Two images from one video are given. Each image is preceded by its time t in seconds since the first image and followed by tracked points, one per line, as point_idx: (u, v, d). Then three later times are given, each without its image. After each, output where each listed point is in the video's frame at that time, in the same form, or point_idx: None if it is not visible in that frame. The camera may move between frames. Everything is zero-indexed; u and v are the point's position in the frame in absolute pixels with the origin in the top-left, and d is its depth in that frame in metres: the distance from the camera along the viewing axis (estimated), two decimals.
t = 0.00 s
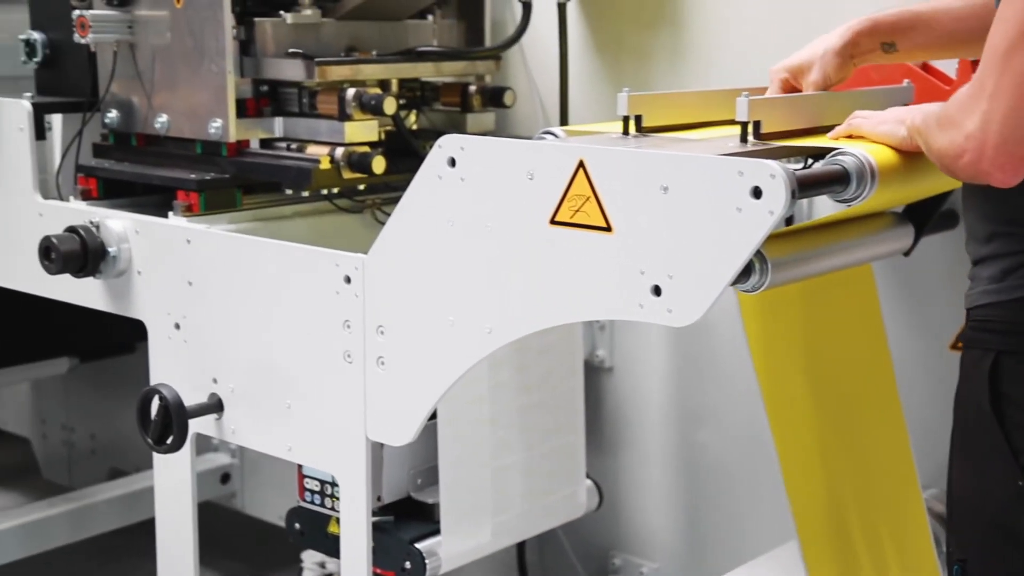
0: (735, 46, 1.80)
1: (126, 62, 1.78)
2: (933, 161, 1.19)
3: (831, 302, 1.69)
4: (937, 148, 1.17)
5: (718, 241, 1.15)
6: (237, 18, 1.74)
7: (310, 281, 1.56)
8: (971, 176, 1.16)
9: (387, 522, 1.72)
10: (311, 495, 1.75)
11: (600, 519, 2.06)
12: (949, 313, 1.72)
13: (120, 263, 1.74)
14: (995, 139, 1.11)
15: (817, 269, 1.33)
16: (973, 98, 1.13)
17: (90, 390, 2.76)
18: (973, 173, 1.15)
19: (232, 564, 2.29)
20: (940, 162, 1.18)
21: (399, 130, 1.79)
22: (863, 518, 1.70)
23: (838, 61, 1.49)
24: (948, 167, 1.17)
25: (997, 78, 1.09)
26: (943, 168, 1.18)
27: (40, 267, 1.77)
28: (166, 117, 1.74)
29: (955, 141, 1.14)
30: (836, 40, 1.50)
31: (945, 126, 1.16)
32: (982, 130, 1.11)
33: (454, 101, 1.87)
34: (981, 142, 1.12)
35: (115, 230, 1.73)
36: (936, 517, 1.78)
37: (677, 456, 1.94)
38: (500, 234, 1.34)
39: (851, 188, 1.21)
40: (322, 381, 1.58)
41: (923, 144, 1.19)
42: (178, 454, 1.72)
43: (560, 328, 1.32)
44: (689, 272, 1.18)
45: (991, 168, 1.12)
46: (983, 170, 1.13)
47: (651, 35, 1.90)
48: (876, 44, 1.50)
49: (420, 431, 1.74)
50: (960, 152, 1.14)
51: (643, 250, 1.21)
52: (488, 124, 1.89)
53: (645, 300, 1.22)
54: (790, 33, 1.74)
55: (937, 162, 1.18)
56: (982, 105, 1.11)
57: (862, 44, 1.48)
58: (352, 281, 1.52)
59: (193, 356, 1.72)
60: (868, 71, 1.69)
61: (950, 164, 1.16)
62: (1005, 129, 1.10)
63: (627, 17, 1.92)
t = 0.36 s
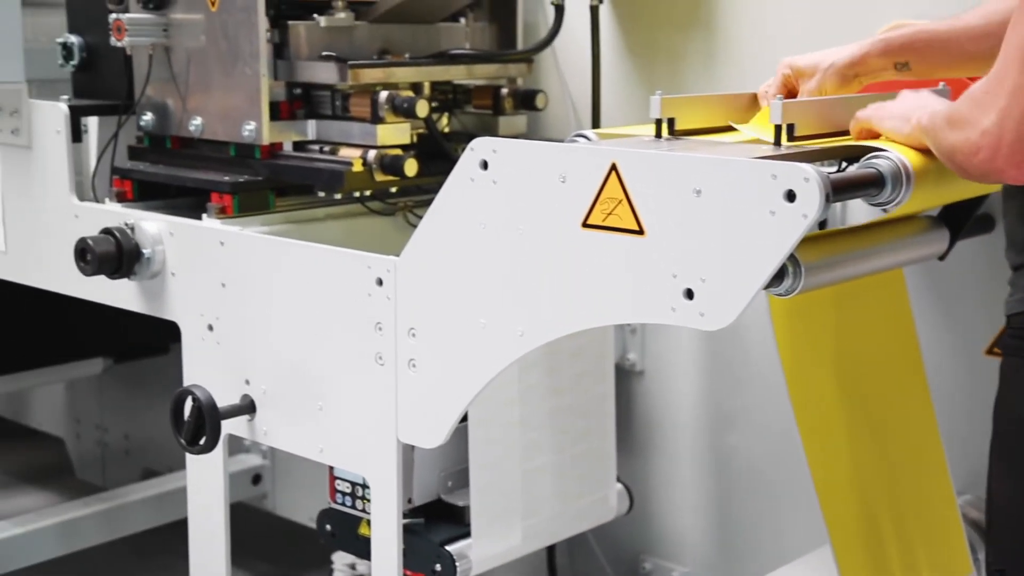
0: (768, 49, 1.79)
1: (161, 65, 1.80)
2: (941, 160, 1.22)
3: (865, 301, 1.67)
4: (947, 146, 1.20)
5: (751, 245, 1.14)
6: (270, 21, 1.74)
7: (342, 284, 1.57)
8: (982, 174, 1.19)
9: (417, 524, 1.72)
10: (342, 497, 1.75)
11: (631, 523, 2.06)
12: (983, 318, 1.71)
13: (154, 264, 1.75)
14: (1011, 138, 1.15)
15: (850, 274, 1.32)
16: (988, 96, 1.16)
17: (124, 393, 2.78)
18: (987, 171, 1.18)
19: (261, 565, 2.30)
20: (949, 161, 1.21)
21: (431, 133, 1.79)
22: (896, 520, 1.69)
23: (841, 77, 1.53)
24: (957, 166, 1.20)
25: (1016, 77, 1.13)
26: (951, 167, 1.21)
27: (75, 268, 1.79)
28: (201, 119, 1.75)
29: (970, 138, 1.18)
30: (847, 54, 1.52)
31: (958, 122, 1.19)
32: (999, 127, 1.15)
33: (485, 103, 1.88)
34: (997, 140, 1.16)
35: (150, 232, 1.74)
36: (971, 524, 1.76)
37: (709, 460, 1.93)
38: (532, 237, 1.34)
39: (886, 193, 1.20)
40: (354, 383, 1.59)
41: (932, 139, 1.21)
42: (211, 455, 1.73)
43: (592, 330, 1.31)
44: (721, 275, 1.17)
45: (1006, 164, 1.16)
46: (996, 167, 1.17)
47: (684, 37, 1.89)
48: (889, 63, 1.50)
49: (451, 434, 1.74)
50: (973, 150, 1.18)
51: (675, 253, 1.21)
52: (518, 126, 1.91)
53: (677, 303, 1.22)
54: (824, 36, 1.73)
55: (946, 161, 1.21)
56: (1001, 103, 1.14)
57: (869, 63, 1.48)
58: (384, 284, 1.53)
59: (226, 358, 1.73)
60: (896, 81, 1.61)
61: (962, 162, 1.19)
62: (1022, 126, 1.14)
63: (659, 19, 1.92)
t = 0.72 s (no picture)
0: (792, 57, 1.79)
1: (186, 73, 1.81)
2: (947, 162, 1.20)
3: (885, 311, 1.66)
4: (951, 149, 1.18)
5: (775, 254, 1.14)
6: (294, 29, 1.75)
7: (365, 290, 1.57)
8: (988, 177, 1.17)
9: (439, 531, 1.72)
10: (364, 504, 1.75)
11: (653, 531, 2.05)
12: (1008, 327, 1.70)
13: (178, 271, 1.76)
14: (1019, 139, 1.13)
15: (875, 281, 1.32)
16: (997, 99, 1.15)
17: (148, 399, 2.80)
18: (993, 174, 1.16)
19: (283, 570, 2.31)
20: (954, 165, 1.19)
21: (454, 140, 1.79)
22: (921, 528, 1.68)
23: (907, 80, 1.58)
24: (962, 170, 1.18)
25: None
26: (955, 170, 1.19)
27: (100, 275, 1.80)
28: (225, 127, 1.76)
29: (977, 140, 1.16)
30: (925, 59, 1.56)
31: (964, 125, 1.17)
32: (1007, 129, 1.13)
33: (508, 111, 1.88)
34: (1005, 141, 1.14)
35: (174, 238, 1.75)
36: (996, 535, 1.75)
37: (731, 468, 1.92)
38: (554, 245, 1.34)
39: (910, 201, 1.19)
40: (376, 390, 1.59)
41: (940, 145, 1.19)
42: (234, 461, 1.74)
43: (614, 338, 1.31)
44: (745, 284, 1.17)
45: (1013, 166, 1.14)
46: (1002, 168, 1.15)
47: (706, 45, 1.89)
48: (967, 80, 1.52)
49: (473, 441, 1.74)
50: (979, 153, 1.16)
51: (699, 261, 1.21)
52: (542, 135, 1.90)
53: (700, 311, 1.22)
54: (849, 44, 1.72)
55: (950, 164, 1.19)
56: (1009, 104, 1.13)
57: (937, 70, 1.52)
58: (406, 291, 1.53)
59: (250, 364, 1.74)
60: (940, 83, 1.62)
61: (967, 165, 1.17)
62: None
63: (681, 27, 1.92)
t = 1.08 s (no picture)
0: (820, 64, 1.78)
1: (213, 79, 1.82)
2: (931, 134, 1.25)
3: (910, 319, 1.67)
4: (939, 124, 1.23)
5: (802, 261, 1.13)
6: (320, 36, 1.76)
7: (390, 297, 1.58)
8: (971, 156, 1.23)
9: (462, 538, 1.72)
10: (388, 510, 1.76)
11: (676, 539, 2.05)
12: None
13: (204, 277, 1.76)
14: (1006, 128, 1.18)
15: (901, 289, 1.31)
16: (988, 85, 1.19)
17: (173, 404, 2.81)
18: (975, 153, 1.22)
19: None
20: (940, 138, 1.24)
21: (478, 147, 1.80)
22: (939, 536, 1.71)
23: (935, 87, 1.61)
24: (947, 143, 1.24)
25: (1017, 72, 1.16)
26: (940, 143, 1.25)
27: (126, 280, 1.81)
28: (251, 134, 1.77)
29: (964, 122, 1.21)
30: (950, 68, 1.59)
31: (953, 102, 1.22)
32: (996, 117, 1.18)
33: (533, 118, 1.89)
34: (992, 127, 1.19)
35: (200, 244, 1.75)
36: None
37: (756, 476, 1.92)
38: (579, 252, 1.34)
39: (938, 209, 1.20)
40: (400, 396, 1.59)
41: (927, 119, 1.24)
42: (258, 466, 1.74)
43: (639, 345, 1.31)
44: (771, 292, 1.16)
45: (997, 153, 1.20)
46: (987, 153, 1.20)
47: (732, 53, 1.89)
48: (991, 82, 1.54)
49: (497, 448, 1.74)
50: (966, 134, 1.21)
51: (724, 269, 1.20)
52: (567, 141, 1.90)
53: (725, 319, 1.21)
54: (877, 50, 1.72)
55: (936, 136, 1.24)
56: (999, 95, 1.17)
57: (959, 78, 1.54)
58: (431, 297, 1.53)
59: (274, 369, 1.74)
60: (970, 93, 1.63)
61: (953, 142, 1.23)
62: (1017, 117, 1.17)
63: (707, 33, 1.92)
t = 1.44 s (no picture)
0: (844, 72, 1.77)
1: (236, 86, 1.83)
2: (955, 137, 1.26)
3: (932, 324, 1.66)
4: (964, 126, 1.25)
5: (825, 269, 1.13)
6: (342, 43, 1.75)
7: (412, 303, 1.58)
8: (995, 159, 1.25)
9: (483, 544, 1.72)
10: (409, 516, 1.76)
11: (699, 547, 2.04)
12: None
13: (226, 282, 1.77)
14: None
15: (925, 296, 1.30)
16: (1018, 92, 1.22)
17: (194, 410, 2.82)
18: (1000, 157, 1.24)
19: None
20: (964, 141, 1.26)
21: (500, 153, 1.80)
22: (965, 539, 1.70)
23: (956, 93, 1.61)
24: (970, 146, 1.26)
25: None
26: (963, 146, 1.26)
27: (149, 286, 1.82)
28: (274, 140, 1.78)
29: (993, 125, 1.23)
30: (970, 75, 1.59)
31: (981, 107, 1.24)
32: None
33: (555, 124, 1.89)
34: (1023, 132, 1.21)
35: (223, 250, 1.76)
36: None
37: (778, 484, 1.91)
38: (601, 258, 1.34)
39: (963, 215, 1.19)
40: (421, 402, 1.60)
41: (953, 120, 1.25)
42: (280, 472, 1.74)
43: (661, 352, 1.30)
44: (793, 299, 1.16)
45: None
46: (1013, 157, 1.23)
47: (755, 59, 1.88)
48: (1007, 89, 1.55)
49: (518, 454, 1.74)
50: (994, 138, 1.23)
51: (747, 276, 1.20)
52: (588, 148, 1.89)
53: (747, 326, 1.21)
54: (901, 57, 1.71)
55: (961, 139, 1.26)
56: None
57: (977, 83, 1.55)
58: (452, 304, 1.53)
59: (297, 375, 1.74)
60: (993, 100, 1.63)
61: (978, 145, 1.25)
62: None
63: (729, 40, 1.91)
